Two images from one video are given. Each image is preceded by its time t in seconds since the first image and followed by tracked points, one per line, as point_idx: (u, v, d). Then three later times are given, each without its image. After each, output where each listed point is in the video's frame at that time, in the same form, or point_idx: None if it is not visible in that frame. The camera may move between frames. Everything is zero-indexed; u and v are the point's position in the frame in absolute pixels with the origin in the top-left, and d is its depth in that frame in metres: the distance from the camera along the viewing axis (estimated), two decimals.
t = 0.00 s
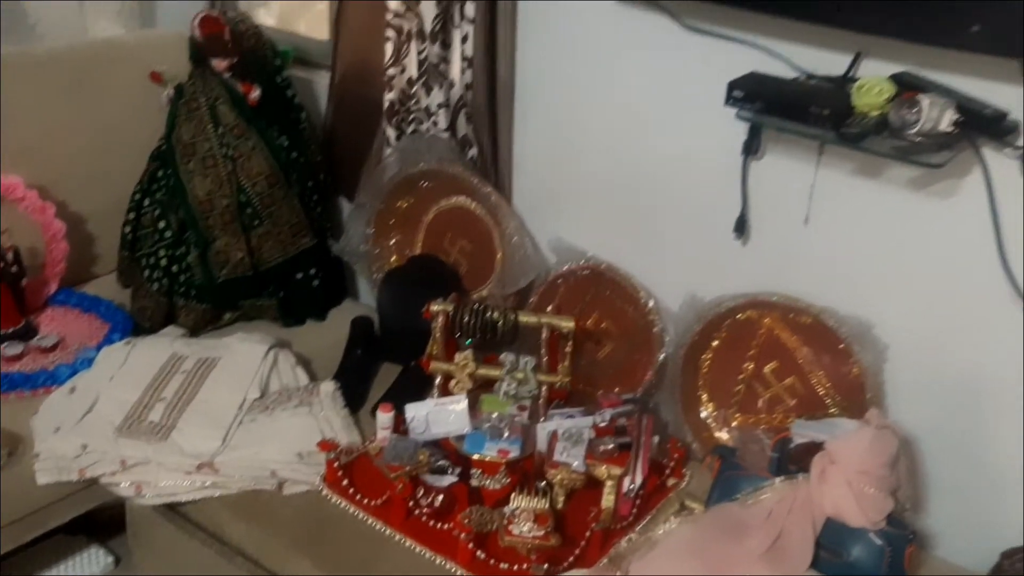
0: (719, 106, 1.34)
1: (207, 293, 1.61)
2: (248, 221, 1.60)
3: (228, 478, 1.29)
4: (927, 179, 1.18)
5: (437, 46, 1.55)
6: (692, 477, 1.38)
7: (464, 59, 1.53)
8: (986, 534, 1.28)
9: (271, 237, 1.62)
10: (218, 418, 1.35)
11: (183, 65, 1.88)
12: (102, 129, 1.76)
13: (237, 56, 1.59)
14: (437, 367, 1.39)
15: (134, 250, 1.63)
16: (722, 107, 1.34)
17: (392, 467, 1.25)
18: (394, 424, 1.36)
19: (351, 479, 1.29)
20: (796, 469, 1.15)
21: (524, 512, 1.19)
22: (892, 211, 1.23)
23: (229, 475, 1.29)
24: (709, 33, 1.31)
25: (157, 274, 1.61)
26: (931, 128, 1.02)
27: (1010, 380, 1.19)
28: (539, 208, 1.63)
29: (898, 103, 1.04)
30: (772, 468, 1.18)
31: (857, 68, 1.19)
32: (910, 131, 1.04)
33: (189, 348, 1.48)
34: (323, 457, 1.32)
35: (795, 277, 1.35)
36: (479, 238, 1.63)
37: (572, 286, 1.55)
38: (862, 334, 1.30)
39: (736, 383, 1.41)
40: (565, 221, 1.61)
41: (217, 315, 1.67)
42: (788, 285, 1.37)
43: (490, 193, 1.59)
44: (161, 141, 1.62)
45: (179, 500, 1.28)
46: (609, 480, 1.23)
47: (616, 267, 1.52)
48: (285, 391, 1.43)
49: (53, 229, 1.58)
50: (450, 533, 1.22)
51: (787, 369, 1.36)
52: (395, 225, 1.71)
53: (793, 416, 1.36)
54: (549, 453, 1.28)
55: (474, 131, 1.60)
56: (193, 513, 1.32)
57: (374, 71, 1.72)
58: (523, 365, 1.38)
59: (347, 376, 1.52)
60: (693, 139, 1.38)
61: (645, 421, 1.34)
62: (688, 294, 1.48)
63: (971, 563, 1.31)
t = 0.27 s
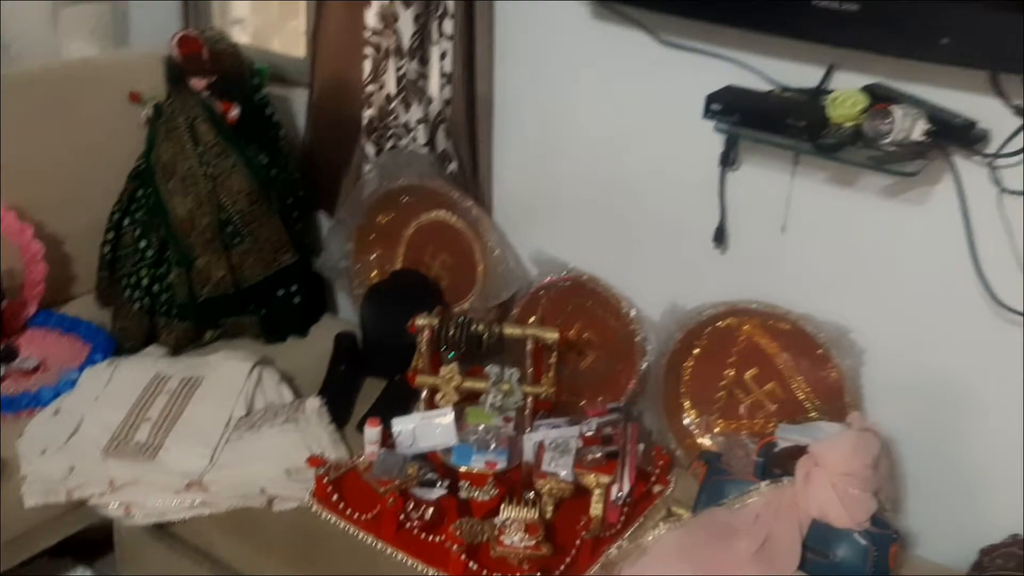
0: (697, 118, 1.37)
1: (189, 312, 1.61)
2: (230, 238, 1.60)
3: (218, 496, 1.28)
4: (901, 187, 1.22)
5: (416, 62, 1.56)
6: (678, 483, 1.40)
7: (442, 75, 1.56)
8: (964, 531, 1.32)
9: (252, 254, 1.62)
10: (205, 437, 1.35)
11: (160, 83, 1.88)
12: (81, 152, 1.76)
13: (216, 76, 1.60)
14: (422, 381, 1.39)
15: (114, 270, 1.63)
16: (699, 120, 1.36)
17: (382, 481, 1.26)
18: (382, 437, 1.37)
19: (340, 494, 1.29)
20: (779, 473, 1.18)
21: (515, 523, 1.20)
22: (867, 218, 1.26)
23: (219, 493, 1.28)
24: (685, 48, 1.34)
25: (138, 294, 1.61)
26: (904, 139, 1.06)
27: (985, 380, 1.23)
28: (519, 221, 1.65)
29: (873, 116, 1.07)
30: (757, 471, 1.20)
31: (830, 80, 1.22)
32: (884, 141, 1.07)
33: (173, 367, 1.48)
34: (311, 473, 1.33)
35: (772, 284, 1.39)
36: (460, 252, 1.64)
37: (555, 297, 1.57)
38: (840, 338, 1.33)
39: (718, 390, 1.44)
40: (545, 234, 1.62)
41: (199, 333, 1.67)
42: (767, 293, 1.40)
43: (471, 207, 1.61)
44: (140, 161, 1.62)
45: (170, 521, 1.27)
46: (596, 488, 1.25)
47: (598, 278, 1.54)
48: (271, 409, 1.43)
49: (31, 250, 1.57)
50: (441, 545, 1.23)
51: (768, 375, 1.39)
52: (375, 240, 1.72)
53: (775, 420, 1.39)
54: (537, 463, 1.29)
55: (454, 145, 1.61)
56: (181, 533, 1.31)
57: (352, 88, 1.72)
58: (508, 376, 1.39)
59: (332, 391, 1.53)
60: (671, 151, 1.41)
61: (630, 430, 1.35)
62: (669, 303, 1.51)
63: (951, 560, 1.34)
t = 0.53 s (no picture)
0: (679, 125, 1.41)
1: (182, 334, 1.62)
2: (220, 260, 1.60)
3: (224, 515, 1.30)
4: (878, 184, 1.26)
5: (397, 81, 1.58)
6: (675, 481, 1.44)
7: (425, 91, 1.60)
8: (954, 513, 1.36)
9: (242, 275, 1.63)
10: (207, 457, 1.36)
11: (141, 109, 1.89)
12: (66, 181, 1.79)
13: (200, 100, 1.60)
14: (420, 392, 1.41)
15: (105, 297, 1.64)
16: (680, 126, 1.41)
17: (386, 492, 1.27)
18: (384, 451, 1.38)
19: (346, 508, 1.30)
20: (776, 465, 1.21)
21: (521, 527, 1.23)
22: (846, 215, 1.31)
23: (225, 512, 1.30)
24: (663, 58, 1.39)
25: (130, 319, 1.62)
26: (882, 136, 1.12)
27: (967, 366, 1.28)
28: (506, 231, 1.68)
29: (850, 116, 1.13)
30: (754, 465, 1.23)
31: (805, 84, 1.27)
32: (861, 140, 1.12)
33: (171, 390, 1.49)
34: (314, 488, 1.34)
35: (757, 283, 1.43)
36: (449, 264, 1.67)
37: (545, 305, 1.60)
38: (825, 332, 1.38)
39: (709, 388, 1.47)
40: (533, 243, 1.65)
41: (191, 355, 1.67)
42: (752, 292, 1.44)
43: (459, 220, 1.64)
44: (127, 187, 1.63)
45: (178, 541, 1.28)
46: (598, 489, 1.28)
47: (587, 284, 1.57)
48: (270, 427, 1.44)
49: (20, 280, 1.59)
50: (448, 552, 1.25)
51: (757, 371, 1.43)
52: (364, 255, 1.74)
53: (765, 415, 1.43)
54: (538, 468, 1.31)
55: (438, 159, 1.64)
56: (188, 554, 1.32)
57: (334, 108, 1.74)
58: (504, 384, 1.40)
59: (330, 407, 1.54)
60: (653, 157, 1.45)
61: (627, 431, 1.39)
62: (658, 306, 1.55)
63: (942, 543, 1.39)
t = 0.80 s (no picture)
0: (680, 127, 1.43)
1: (188, 340, 1.63)
2: (225, 266, 1.62)
3: (237, 518, 1.31)
4: (878, 183, 1.29)
5: (400, 86, 1.60)
6: (682, 479, 1.46)
7: (428, 96, 1.60)
8: (958, 506, 1.38)
9: (248, 280, 1.64)
10: (218, 462, 1.37)
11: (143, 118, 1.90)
12: (68, 190, 1.79)
13: (204, 108, 1.60)
14: (429, 395, 1.42)
15: (112, 304, 1.65)
16: (681, 128, 1.43)
17: (397, 494, 1.27)
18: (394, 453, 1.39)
19: (358, 510, 1.32)
20: (783, 460, 1.23)
21: (534, 526, 1.24)
22: (848, 215, 1.33)
23: (238, 515, 1.31)
24: (664, 61, 1.41)
25: (137, 326, 1.62)
26: (884, 136, 1.14)
27: (969, 362, 1.30)
28: (509, 235, 1.69)
29: (852, 116, 1.15)
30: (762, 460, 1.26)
31: (805, 85, 1.30)
32: (862, 140, 1.15)
33: (180, 396, 1.50)
34: (327, 491, 1.35)
35: (760, 281, 1.45)
36: (453, 268, 1.68)
37: (550, 306, 1.61)
38: (828, 330, 1.40)
39: (714, 386, 1.49)
40: (536, 246, 1.67)
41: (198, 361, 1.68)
42: (755, 291, 1.46)
43: (462, 223, 1.65)
44: (132, 194, 1.64)
45: (190, 545, 1.30)
46: (608, 487, 1.29)
47: (592, 286, 1.58)
48: (280, 431, 1.45)
49: (26, 288, 1.60)
50: (461, 552, 1.27)
51: (761, 369, 1.45)
52: (367, 260, 1.76)
53: (770, 411, 1.45)
54: (547, 467, 1.33)
55: (440, 164, 1.65)
56: (201, 557, 1.33)
57: (336, 115, 1.73)
58: (512, 386, 1.42)
59: (337, 411, 1.55)
60: (655, 159, 1.47)
61: (634, 430, 1.40)
62: (662, 306, 1.56)
63: (946, 536, 1.41)
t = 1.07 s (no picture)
0: (683, 129, 1.44)
1: (192, 343, 1.64)
2: (229, 268, 1.62)
3: (246, 519, 1.32)
4: (877, 183, 1.31)
5: (402, 89, 1.62)
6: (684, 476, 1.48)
7: (430, 99, 1.60)
8: (958, 500, 1.40)
9: (251, 283, 1.64)
10: (225, 463, 1.38)
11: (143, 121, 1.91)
12: (70, 195, 1.79)
13: (208, 111, 1.61)
14: (434, 395, 1.43)
15: (115, 307, 1.65)
16: (682, 129, 1.44)
17: (405, 493, 1.30)
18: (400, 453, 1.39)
19: (365, 510, 1.32)
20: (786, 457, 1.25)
21: (541, 524, 1.26)
22: (848, 214, 1.35)
23: (247, 516, 1.32)
24: (666, 63, 1.42)
25: (140, 328, 1.63)
26: (884, 136, 1.16)
27: (969, 358, 1.32)
28: (511, 236, 1.71)
29: (853, 117, 1.17)
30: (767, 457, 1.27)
31: (806, 87, 1.32)
32: (864, 141, 1.17)
33: (185, 399, 1.50)
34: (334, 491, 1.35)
35: (761, 281, 1.46)
36: (454, 269, 1.69)
37: (551, 306, 1.62)
38: (829, 328, 1.42)
39: (715, 385, 1.51)
40: (538, 247, 1.68)
41: (201, 364, 1.68)
42: (756, 290, 1.48)
43: (465, 225, 1.65)
44: (135, 197, 1.64)
45: (199, 546, 1.31)
46: (614, 485, 1.31)
47: (595, 287, 1.59)
48: (286, 432, 1.46)
49: (28, 293, 1.59)
50: (470, 550, 1.28)
51: (762, 367, 1.47)
52: (368, 262, 1.76)
53: (772, 409, 1.46)
54: (553, 466, 1.33)
55: (443, 166, 1.66)
56: (209, 559, 1.33)
57: (337, 117, 1.73)
58: (516, 386, 1.42)
59: (342, 412, 1.56)
60: (657, 160, 1.49)
61: (639, 428, 1.41)
62: (664, 306, 1.58)
63: (945, 530, 1.43)
